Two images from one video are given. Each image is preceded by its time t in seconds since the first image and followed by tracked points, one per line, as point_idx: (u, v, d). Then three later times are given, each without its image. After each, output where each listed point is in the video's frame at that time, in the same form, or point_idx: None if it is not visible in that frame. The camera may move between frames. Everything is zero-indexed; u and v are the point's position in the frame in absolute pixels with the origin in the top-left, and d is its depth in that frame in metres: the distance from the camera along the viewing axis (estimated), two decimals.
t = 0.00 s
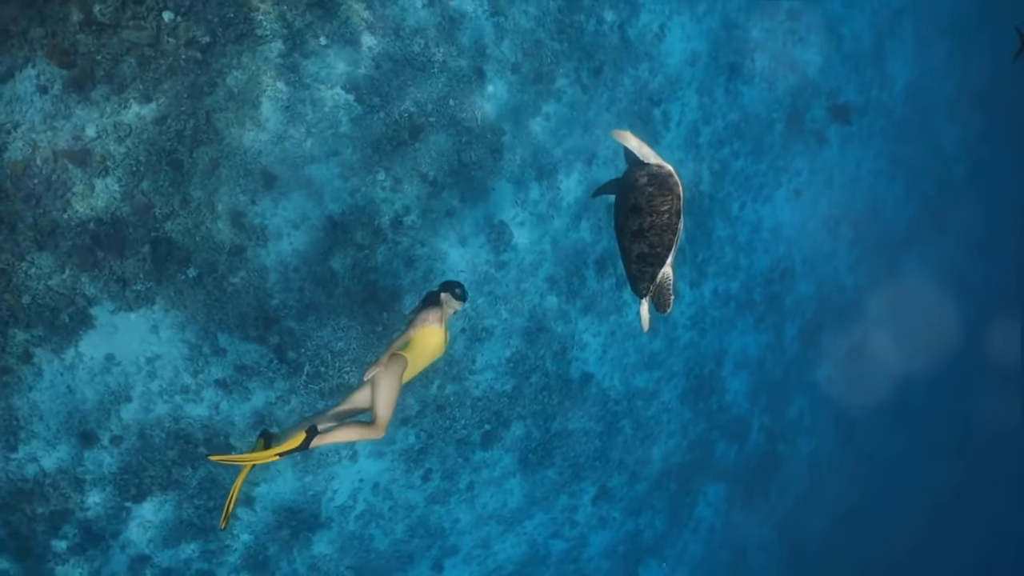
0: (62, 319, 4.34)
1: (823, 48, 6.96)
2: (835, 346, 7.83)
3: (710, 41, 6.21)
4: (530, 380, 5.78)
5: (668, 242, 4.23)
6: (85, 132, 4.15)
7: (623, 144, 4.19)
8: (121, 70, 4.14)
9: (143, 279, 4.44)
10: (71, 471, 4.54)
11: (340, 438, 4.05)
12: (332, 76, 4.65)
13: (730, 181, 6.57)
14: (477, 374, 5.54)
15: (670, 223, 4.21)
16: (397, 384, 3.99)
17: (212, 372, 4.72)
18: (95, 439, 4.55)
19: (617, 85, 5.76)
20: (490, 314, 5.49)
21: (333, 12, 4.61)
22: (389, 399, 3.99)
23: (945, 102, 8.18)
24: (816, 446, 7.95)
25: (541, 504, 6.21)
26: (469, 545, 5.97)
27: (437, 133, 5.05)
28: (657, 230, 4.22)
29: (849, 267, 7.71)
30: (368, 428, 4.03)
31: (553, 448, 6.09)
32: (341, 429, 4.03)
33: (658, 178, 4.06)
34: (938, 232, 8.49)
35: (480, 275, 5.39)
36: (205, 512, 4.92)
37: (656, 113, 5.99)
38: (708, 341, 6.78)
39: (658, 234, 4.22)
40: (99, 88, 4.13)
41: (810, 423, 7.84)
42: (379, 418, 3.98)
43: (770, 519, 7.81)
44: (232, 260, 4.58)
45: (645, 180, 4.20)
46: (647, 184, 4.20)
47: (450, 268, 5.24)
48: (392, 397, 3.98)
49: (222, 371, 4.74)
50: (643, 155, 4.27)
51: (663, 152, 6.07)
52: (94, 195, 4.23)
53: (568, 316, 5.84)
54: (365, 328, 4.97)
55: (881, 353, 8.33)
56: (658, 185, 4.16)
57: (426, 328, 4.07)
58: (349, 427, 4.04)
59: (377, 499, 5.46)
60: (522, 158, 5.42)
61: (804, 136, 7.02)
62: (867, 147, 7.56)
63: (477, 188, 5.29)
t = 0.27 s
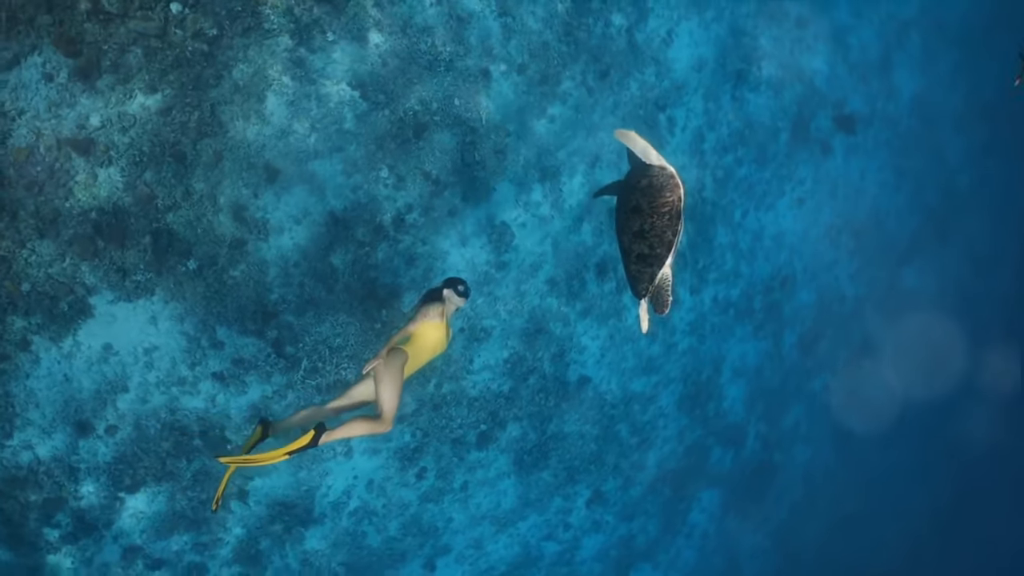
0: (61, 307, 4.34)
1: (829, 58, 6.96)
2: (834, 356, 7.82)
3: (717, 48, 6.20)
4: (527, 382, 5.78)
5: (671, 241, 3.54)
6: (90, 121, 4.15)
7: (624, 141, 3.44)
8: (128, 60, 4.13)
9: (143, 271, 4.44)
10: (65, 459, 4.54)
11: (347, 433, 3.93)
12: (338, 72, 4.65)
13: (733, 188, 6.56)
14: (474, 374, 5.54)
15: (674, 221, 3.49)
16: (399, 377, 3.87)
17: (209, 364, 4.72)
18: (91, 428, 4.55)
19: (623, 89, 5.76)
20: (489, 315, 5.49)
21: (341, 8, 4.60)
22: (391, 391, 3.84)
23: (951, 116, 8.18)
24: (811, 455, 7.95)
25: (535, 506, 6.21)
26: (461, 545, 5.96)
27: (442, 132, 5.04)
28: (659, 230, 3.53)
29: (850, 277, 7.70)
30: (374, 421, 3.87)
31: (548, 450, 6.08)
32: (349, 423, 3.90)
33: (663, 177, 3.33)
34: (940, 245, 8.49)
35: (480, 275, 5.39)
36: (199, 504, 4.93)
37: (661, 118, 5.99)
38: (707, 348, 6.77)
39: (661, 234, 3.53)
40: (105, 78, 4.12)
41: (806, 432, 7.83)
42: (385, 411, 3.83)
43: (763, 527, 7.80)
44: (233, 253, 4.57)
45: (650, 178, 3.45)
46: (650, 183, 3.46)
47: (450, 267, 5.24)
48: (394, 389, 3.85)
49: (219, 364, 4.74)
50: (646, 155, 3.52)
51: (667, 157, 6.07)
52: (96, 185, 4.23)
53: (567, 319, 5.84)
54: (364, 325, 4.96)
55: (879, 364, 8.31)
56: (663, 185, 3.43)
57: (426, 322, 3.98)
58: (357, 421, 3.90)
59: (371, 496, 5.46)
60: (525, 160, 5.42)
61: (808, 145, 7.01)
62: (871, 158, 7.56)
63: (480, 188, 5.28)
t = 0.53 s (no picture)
0: (59, 297, 4.33)
1: (834, 69, 6.98)
2: (831, 367, 7.82)
3: (724, 56, 6.20)
4: (523, 384, 5.77)
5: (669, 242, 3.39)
6: (94, 111, 4.14)
7: (626, 142, 3.45)
8: (133, 51, 4.14)
9: (142, 262, 4.43)
10: (58, 449, 4.53)
11: (355, 427, 4.00)
12: (343, 69, 4.65)
13: (735, 196, 6.56)
14: (471, 374, 5.54)
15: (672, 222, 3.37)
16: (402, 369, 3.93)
17: (206, 358, 4.72)
18: (85, 418, 4.54)
19: (628, 94, 5.76)
20: (487, 316, 5.49)
21: (348, 5, 4.60)
22: (395, 383, 3.90)
23: (954, 130, 8.19)
24: (805, 465, 7.94)
25: (528, 508, 6.20)
26: (453, 546, 5.95)
27: (445, 132, 5.05)
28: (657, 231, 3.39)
29: (849, 288, 7.70)
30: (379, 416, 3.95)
31: (543, 453, 6.08)
32: (356, 418, 3.98)
33: (662, 176, 3.25)
34: (941, 259, 8.49)
35: (479, 276, 5.39)
36: (191, 497, 4.92)
37: (665, 124, 5.99)
38: (704, 355, 6.77)
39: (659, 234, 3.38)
40: (110, 68, 4.12)
41: (801, 442, 7.83)
42: (390, 406, 3.90)
43: (756, 536, 7.80)
44: (233, 247, 4.57)
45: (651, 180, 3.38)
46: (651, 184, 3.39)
47: (449, 267, 5.24)
48: (398, 382, 3.91)
49: (215, 358, 4.74)
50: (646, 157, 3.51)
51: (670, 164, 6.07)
52: (98, 175, 4.22)
53: (565, 322, 5.84)
54: (362, 323, 4.97)
55: (876, 375, 8.31)
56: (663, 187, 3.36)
57: (428, 318, 4.06)
58: (365, 416, 4.00)
59: (363, 494, 5.45)
60: (528, 162, 5.42)
61: (811, 156, 7.02)
62: (873, 170, 7.57)
63: (482, 189, 5.29)
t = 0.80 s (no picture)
0: (57, 290, 4.33)
1: (838, 80, 6.99)
2: (828, 377, 7.82)
3: (728, 64, 6.20)
4: (520, 387, 5.77)
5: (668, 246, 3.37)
6: (96, 104, 4.14)
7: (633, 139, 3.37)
8: (138, 46, 4.13)
9: (141, 257, 4.43)
10: (52, 442, 4.52)
11: (358, 426, 3.96)
12: (347, 68, 4.65)
13: (736, 204, 6.56)
14: (467, 376, 5.54)
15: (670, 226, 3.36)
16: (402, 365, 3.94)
17: (203, 354, 4.71)
18: (80, 411, 4.54)
19: (631, 100, 5.77)
20: (485, 318, 5.50)
21: (353, 4, 4.60)
22: (396, 379, 3.90)
23: (956, 144, 8.21)
24: (800, 475, 7.94)
25: (521, 512, 6.19)
26: (445, 547, 5.95)
27: (447, 134, 5.06)
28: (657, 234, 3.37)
29: (848, 299, 7.71)
30: (383, 413, 3.92)
31: (538, 457, 6.08)
32: (359, 417, 3.94)
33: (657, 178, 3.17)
34: (939, 271, 8.51)
35: (478, 278, 5.39)
36: (185, 493, 4.92)
37: (667, 131, 6.00)
38: (701, 362, 6.77)
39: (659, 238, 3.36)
40: (114, 62, 4.11)
41: (796, 451, 7.83)
42: (394, 402, 3.88)
43: (749, 544, 7.80)
44: (233, 244, 4.57)
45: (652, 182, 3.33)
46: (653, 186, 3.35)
47: (448, 269, 5.24)
48: (400, 378, 3.91)
49: (212, 354, 4.73)
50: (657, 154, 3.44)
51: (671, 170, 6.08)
52: (99, 168, 4.22)
53: (563, 326, 5.84)
54: (360, 323, 4.97)
55: (873, 386, 8.31)
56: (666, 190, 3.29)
57: (428, 315, 4.07)
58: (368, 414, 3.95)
59: (357, 493, 5.44)
60: (530, 166, 5.43)
61: (812, 166, 7.02)
62: (874, 181, 7.58)
63: (483, 192, 5.29)
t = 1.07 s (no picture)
0: (54, 281, 4.32)
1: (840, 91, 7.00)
2: (824, 388, 7.82)
3: (731, 72, 6.21)
4: (515, 391, 5.77)
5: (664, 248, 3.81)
6: (98, 97, 4.13)
7: (633, 148, 4.04)
8: (141, 40, 4.12)
9: (139, 251, 4.42)
10: (45, 434, 4.51)
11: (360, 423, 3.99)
12: (351, 67, 4.66)
13: (735, 213, 6.57)
14: (463, 378, 5.54)
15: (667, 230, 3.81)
16: (401, 360, 3.97)
17: (198, 349, 4.71)
18: (74, 404, 4.53)
19: (633, 106, 5.77)
20: (482, 320, 5.50)
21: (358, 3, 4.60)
22: (395, 373, 3.93)
23: (956, 158, 8.23)
24: (794, 484, 7.95)
25: (513, 515, 6.19)
26: (436, 549, 5.94)
27: (449, 135, 5.06)
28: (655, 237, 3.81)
29: (845, 309, 7.72)
30: (384, 408, 3.97)
31: (531, 461, 6.07)
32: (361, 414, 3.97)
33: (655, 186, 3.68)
34: (937, 284, 8.53)
35: (476, 280, 5.40)
36: (176, 489, 4.91)
37: (669, 138, 6.01)
38: (697, 370, 6.77)
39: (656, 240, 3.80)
40: (116, 55, 4.11)
41: (790, 460, 7.83)
42: (394, 397, 3.91)
43: (740, 553, 7.79)
44: (231, 240, 4.57)
45: (650, 184, 3.86)
46: (650, 188, 3.86)
47: (447, 270, 5.24)
48: (399, 373, 3.94)
49: (208, 350, 4.73)
50: (653, 166, 4.07)
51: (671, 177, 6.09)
52: (99, 161, 4.21)
53: (559, 330, 5.84)
54: (356, 322, 4.97)
55: (869, 398, 8.32)
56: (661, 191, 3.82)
57: (427, 314, 4.09)
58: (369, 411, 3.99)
59: (350, 493, 5.43)
60: (531, 169, 5.43)
61: (813, 176, 7.03)
62: (874, 193, 7.59)
63: (483, 194, 5.29)
